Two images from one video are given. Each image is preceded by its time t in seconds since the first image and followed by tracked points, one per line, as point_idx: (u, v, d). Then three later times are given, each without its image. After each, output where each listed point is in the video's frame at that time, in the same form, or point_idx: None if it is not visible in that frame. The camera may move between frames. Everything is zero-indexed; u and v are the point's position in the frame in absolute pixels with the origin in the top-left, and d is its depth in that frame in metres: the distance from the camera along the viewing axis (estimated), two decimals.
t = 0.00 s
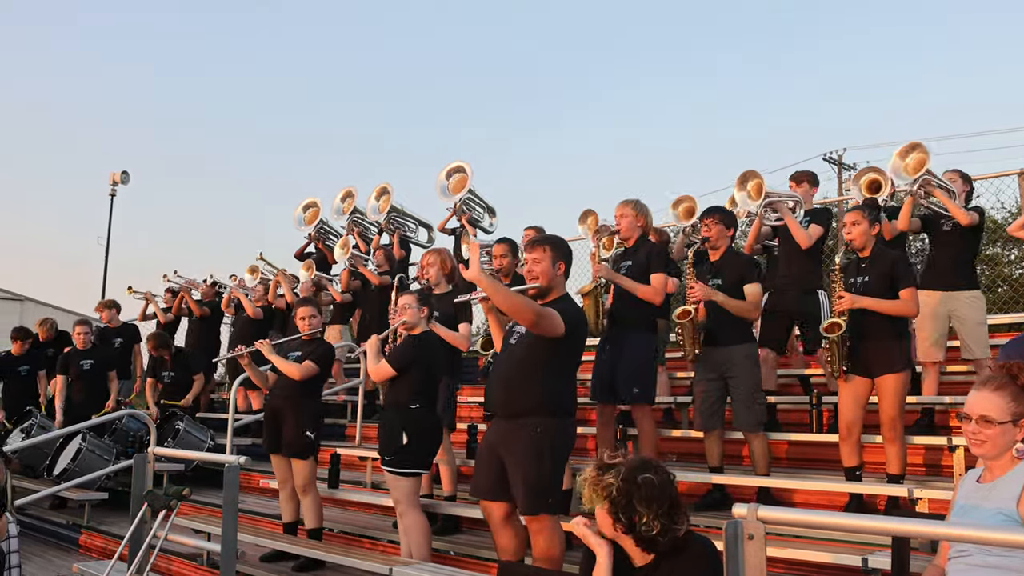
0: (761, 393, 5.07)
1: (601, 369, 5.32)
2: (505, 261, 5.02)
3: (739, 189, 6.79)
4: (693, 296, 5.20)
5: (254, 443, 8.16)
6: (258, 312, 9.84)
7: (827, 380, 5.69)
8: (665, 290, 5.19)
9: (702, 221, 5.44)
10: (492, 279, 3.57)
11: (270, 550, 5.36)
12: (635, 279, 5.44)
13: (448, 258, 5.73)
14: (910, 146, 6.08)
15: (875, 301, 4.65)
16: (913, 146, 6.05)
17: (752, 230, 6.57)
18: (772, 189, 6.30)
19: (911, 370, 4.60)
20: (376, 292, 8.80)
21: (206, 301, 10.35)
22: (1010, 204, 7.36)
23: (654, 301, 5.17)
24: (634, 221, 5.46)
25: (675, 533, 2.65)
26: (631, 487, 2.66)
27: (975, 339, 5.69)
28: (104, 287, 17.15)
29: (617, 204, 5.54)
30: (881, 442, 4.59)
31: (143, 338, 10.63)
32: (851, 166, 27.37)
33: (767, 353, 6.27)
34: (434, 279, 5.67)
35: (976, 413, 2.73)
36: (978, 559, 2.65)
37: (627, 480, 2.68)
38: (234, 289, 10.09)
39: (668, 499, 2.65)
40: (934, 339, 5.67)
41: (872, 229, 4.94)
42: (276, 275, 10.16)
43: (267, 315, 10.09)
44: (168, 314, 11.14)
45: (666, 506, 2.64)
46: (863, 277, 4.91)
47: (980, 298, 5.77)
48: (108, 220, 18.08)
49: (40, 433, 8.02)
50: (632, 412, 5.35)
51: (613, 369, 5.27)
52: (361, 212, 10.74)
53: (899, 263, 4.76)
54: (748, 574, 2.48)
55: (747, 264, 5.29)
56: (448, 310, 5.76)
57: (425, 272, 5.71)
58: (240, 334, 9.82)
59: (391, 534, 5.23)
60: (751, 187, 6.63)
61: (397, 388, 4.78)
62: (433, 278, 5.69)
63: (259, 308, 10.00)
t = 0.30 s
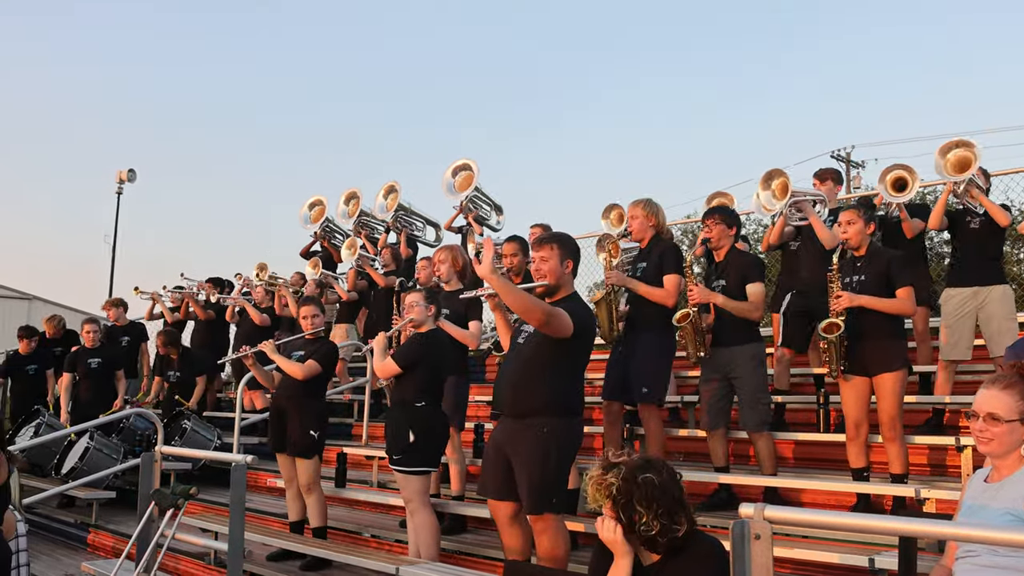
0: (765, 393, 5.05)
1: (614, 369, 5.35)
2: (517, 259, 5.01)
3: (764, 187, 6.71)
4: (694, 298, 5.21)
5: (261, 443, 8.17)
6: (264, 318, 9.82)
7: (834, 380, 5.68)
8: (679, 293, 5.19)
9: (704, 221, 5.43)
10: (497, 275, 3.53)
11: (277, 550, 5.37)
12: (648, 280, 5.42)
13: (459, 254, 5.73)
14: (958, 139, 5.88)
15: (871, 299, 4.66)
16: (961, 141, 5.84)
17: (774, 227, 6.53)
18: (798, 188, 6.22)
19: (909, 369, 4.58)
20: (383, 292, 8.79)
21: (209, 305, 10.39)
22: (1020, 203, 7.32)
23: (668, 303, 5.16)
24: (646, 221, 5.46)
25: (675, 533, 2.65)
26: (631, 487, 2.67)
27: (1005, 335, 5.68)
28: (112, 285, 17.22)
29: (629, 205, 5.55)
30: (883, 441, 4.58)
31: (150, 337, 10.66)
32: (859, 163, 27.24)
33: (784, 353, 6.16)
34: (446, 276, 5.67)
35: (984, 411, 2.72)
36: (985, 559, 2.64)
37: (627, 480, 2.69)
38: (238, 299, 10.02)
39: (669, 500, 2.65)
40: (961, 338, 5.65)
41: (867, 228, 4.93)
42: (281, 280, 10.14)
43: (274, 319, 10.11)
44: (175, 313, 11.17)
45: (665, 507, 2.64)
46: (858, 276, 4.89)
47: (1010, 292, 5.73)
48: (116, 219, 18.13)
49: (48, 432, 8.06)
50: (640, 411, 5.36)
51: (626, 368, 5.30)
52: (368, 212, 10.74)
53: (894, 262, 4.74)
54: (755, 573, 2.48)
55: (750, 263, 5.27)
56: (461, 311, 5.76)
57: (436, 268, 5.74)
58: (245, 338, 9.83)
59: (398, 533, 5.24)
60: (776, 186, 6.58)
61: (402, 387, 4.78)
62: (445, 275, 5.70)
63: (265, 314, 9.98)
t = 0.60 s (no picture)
0: (779, 392, 5.02)
1: (622, 367, 5.33)
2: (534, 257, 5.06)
3: (778, 191, 6.65)
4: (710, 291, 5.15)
5: (270, 442, 8.18)
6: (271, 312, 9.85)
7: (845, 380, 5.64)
8: (683, 288, 5.17)
9: (720, 217, 5.42)
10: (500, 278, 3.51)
11: (285, 549, 5.36)
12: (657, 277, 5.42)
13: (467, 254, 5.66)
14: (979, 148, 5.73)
15: (875, 300, 4.63)
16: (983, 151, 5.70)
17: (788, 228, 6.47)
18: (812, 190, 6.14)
19: (914, 368, 4.54)
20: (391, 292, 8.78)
21: (214, 304, 10.41)
22: None
23: (670, 299, 5.16)
24: (656, 219, 5.43)
25: (683, 536, 2.61)
26: (631, 499, 2.61)
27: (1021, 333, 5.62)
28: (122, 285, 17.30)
29: (641, 202, 5.53)
30: (891, 441, 4.54)
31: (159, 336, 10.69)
32: (869, 163, 27.10)
33: (790, 351, 6.15)
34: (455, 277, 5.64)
35: (998, 412, 2.69)
36: (999, 561, 2.62)
37: (626, 493, 2.62)
38: (246, 291, 10.09)
39: (672, 504, 2.60)
40: (972, 337, 5.68)
41: (871, 228, 4.88)
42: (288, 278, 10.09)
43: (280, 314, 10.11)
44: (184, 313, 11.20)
45: (670, 512, 2.59)
46: (862, 276, 4.86)
47: None
48: (125, 218, 18.18)
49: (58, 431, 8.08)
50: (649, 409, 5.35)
51: (633, 365, 5.27)
52: (377, 211, 10.74)
53: (898, 262, 4.71)
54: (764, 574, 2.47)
55: (765, 260, 5.26)
56: (471, 309, 5.77)
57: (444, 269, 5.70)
58: (254, 335, 9.86)
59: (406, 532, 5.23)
60: (790, 190, 6.52)
61: (409, 387, 4.78)
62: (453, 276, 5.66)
63: (273, 308, 9.98)
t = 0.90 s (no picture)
0: (802, 393, 4.97)
1: (626, 367, 5.30)
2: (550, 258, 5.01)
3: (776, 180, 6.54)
4: (736, 293, 5.13)
5: (281, 442, 8.17)
6: (284, 309, 9.78)
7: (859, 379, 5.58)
8: (688, 292, 5.13)
9: (741, 216, 5.35)
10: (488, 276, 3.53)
11: (298, 549, 5.35)
12: (663, 279, 5.34)
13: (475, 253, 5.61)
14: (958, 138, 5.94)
15: (895, 299, 4.59)
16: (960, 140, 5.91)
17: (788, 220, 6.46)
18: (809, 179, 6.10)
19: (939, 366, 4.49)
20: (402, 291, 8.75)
21: (222, 305, 10.36)
22: None
23: (676, 301, 5.12)
24: (663, 220, 5.37)
25: (696, 545, 2.57)
26: (640, 512, 2.56)
27: None
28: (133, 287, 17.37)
29: (647, 203, 5.47)
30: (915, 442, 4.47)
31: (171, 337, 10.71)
32: (882, 161, 26.91)
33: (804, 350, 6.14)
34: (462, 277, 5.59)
35: (1019, 413, 2.64)
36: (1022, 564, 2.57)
37: (636, 510, 2.57)
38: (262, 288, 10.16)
39: (681, 515, 2.55)
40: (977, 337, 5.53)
41: (891, 227, 4.83)
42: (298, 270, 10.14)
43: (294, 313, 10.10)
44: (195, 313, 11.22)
45: (680, 523, 2.55)
46: (882, 276, 4.79)
47: None
48: (137, 219, 18.27)
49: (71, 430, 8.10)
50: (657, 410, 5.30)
51: (638, 366, 5.24)
52: (388, 210, 10.74)
53: (920, 261, 4.64)
54: None
55: (788, 261, 5.20)
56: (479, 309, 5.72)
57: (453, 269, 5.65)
58: (269, 335, 9.82)
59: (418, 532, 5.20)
60: (788, 177, 6.40)
61: (419, 388, 4.76)
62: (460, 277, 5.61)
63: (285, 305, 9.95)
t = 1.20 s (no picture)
0: (821, 391, 4.96)
1: (625, 370, 5.28)
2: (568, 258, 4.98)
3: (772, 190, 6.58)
4: (759, 291, 5.11)
5: (293, 442, 8.19)
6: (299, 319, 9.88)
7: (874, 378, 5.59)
8: (689, 296, 5.10)
9: (759, 213, 5.32)
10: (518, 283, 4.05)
11: (310, 550, 5.36)
12: (661, 282, 5.34)
13: (483, 253, 5.61)
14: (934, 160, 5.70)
15: (921, 295, 4.57)
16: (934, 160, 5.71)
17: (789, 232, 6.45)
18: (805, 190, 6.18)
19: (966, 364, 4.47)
20: (412, 291, 8.76)
21: (232, 309, 10.39)
22: None
23: (680, 304, 5.10)
24: (659, 224, 5.37)
25: (715, 546, 2.55)
26: (658, 513, 2.56)
27: None
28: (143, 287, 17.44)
29: (643, 207, 5.47)
30: (936, 440, 4.45)
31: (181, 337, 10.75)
32: (892, 157, 26.81)
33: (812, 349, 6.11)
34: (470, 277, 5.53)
35: None
36: None
37: (654, 511, 2.57)
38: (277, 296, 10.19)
39: (700, 515, 2.55)
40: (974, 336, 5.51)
41: (918, 222, 4.78)
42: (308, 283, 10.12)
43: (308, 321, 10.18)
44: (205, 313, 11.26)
45: (699, 524, 2.54)
46: (909, 272, 4.77)
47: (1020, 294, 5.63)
48: (147, 217, 18.31)
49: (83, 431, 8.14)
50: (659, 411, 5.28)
51: (637, 368, 5.22)
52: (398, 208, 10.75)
53: (947, 256, 4.59)
54: None
55: (809, 257, 5.16)
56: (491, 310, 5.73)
57: (459, 270, 5.60)
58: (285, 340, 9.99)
59: (430, 532, 5.20)
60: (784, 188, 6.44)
61: (430, 387, 4.76)
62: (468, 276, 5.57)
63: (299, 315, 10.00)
